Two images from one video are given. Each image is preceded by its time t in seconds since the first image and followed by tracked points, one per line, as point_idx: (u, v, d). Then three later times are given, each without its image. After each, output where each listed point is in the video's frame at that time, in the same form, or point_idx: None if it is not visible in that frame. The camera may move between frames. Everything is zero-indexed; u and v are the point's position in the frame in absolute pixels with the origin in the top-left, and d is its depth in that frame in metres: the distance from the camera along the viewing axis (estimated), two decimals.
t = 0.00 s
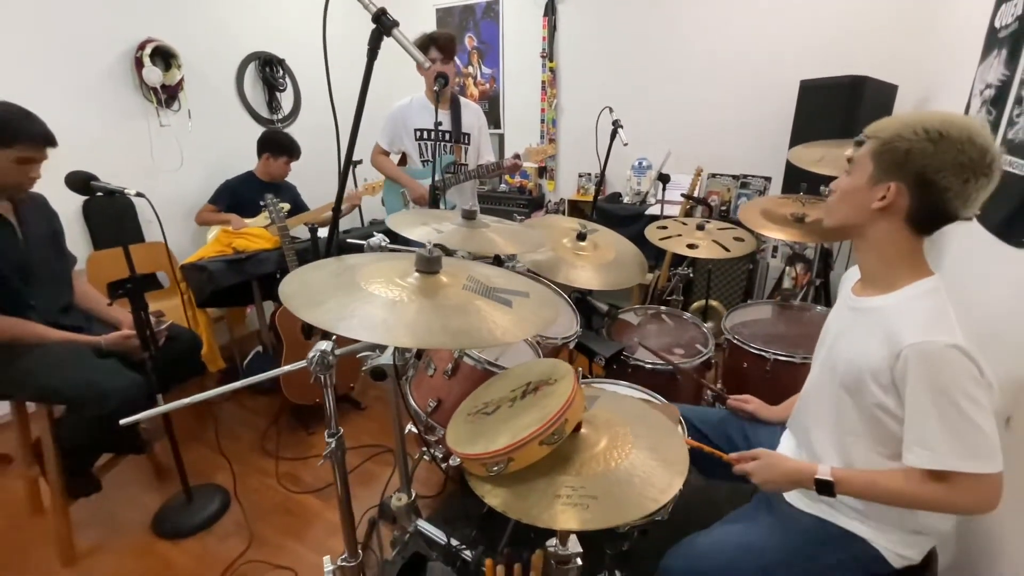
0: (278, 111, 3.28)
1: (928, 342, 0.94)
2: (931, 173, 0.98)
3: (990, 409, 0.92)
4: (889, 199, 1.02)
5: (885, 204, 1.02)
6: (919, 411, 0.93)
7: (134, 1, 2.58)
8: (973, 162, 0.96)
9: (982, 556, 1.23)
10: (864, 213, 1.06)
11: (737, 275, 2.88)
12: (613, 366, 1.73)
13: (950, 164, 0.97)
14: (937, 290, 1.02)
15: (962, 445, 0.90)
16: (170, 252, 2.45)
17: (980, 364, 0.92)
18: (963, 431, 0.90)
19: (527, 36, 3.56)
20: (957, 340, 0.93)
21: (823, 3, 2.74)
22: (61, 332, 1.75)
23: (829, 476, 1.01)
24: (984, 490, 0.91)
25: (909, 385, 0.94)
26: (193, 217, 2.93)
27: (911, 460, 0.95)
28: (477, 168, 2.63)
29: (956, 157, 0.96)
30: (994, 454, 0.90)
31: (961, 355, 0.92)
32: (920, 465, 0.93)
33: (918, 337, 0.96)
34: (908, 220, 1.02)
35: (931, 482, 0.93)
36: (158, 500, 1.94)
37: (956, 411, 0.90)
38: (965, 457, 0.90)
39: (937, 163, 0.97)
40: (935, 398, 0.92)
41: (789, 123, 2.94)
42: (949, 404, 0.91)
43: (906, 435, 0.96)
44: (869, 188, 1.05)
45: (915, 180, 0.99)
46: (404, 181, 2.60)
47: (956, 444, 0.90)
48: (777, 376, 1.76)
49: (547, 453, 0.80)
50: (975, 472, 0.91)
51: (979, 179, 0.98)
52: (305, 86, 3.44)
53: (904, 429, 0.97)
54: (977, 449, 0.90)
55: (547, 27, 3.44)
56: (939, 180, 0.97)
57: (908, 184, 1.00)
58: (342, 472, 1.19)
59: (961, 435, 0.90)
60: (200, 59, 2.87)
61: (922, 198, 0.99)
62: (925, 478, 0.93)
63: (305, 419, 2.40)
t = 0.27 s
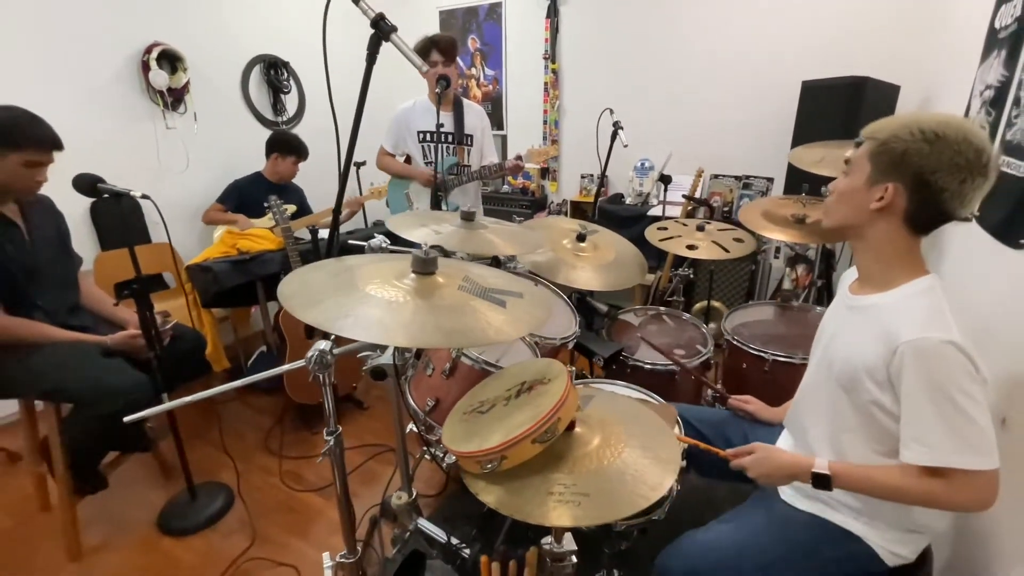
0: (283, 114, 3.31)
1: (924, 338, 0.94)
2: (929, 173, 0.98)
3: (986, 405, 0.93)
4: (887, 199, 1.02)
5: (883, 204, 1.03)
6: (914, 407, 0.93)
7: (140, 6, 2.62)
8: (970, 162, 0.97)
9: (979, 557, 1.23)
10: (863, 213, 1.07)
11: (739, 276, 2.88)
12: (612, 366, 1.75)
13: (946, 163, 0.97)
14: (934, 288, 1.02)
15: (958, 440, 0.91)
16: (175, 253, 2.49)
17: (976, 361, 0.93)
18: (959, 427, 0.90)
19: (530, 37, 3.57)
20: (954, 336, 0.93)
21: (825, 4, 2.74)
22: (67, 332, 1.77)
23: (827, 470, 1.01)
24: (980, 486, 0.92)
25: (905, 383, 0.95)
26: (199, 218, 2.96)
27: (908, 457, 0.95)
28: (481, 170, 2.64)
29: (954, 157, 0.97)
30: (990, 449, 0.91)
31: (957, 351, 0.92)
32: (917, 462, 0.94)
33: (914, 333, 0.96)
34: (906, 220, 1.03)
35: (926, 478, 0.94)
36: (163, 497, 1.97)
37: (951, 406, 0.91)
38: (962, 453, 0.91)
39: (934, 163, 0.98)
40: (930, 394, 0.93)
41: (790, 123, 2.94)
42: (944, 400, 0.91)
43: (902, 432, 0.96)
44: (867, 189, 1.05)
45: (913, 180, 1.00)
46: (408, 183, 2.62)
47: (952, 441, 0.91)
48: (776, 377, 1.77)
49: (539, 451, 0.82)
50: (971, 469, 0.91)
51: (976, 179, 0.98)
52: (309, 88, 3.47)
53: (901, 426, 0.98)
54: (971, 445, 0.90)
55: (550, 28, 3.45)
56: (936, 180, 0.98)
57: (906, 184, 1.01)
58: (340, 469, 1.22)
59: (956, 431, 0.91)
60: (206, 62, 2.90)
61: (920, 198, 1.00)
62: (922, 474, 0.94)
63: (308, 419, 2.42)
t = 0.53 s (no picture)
0: (288, 116, 3.33)
1: (913, 335, 0.95)
2: (925, 174, 0.99)
3: (978, 402, 0.94)
4: (883, 199, 1.03)
5: (880, 204, 1.04)
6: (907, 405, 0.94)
7: (147, 10, 2.65)
8: (966, 164, 0.98)
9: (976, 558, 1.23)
10: (859, 214, 1.07)
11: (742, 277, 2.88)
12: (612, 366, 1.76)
13: (942, 165, 0.98)
14: (925, 287, 1.03)
15: (953, 437, 0.91)
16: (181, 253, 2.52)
17: (966, 359, 0.94)
18: (951, 423, 0.91)
19: (533, 39, 3.59)
20: (943, 334, 0.95)
21: (827, 6, 2.75)
22: (74, 332, 1.80)
23: (824, 465, 1.00)
24: (977, 482, 0.92)
25: (898, 380, 0.96)
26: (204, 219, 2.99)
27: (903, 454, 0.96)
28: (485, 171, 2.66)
29: (950, 158, 0.98)
30: (986, 444, 0.91)
31: (946, 349, 0.93)
32: (915, 461, 0.94)
33: (905, 331, 0.97)
34: (902, 221, 1.04)
35: (918, 474, 0.94)
36: (168, 495, 2.00)
37: (944, 403, 0.92)
38: (955, 448, 0.91)
39: (930, 163, 0.99)
40: (921, 392, 0.94)
41: (793, 125, 2.94)
42: (937, 397, 0.92)
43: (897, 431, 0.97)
44: (863, 189, 1.06)
45: (909, 181, 1.01)
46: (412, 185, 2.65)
47: (945, 437, 0.92)
48: (775, 378, 1.77)
49: (534, 448, 0.84)
50: (964, 465, 0.91)
51: (972, 181, 0.99)
52: (314, 90, 3.49)
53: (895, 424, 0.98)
54: (965, 441, 0.91)
55: (553, 30, 3.47)
56: (931, 181, 0.99)
57: (902, 185, 1.01)
58: (340, 465, 1.25)
59: (950, 427, 0.91)
60: (212, 65, 2.94)
61: (916, 199, 1.00)
62: (918, 470, 0.94)
63: (312, 418, 2.45)
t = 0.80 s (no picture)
0: (293, 118, 3.36)
1: (893, 335, 0.97)
2: (910, 174, 1.00)
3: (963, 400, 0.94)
4: (870, 200, 1.04)
5: (866, 205, 1.05)
6: (891, 404, 0.96)
7: (153, 13, 2.68)
8: (950, 165, 0.99)
9: (973, 558, 1.24)
10: (848, 214, 1.09)
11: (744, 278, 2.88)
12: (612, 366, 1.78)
13: (927, 165, 0.99)
14: (910, 286, 1.05)
15: (938, 434, 0.92)
16: (187, 253, 2.55)
17: (951, 360, 0.95)
18: (931, 419, 0.92)
19: (537, 41, 3.61)
20: (923, 333, 0.96)
21: (828, 7, 2.75)
22: (82, 330, 1.83)
23: (817, 449, 1.03)
24: (963, 479, 0.93)
25: (881, 381, 0.97)
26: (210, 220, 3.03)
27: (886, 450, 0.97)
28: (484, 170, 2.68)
29: (935, 158, 0.99)
30: (973, 442, 0.92)
31: (929, 350, 0.94)
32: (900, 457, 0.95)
33: (885, 332, 0.99)
34: (889, 221, 1.05)
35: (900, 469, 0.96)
36: (173, 491, 2.03)
37: (928, 404, 0.93)
38: (937, 446, 0.92)
39: (915, 164, 1.00)
40: (906, 393, 0.94)
41: (795, 126, 2.95)
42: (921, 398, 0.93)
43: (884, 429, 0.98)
44: (851, 190, 1.08)
45: (895, 182, 1.02)
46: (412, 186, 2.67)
47: (927, 434, 0.93)
48: (774, 378, 1.78)
49: (529, 444, 0.86)
50: (949, 462, 0.92)
51: (957, 182, 1.00)
52: (319, 92, 3.52)
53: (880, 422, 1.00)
54: (950, 438, 0.92)
55: (555, 32, 3.48)
56: (916, 182, 1.00)
57: (888, 185, 1.03)
58: (340, 460, 1.27)
59: (935, 425, 0.92)
60: (218, 67, 2.97)
61: (902, 199, 1.02)
62: (905, 466, 0.95)
63: (315, 417, 2.47)
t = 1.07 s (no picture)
0: (296, 119, 3.38)
1: (902, 339, 0.97)
2: (900, 177, 1.02)
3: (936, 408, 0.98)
4: (861, 204, 1.05)
5: (857, 209, 1.06)
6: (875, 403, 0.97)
7: (159, 15, 2.71)
8: (938, 166, 1.01)
9: (969, 557, 1.24)
10: (839, 219, 1.10)
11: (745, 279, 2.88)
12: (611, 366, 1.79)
13: (916, 168, 1.01)
14: (909, 289, 1.06)
15: (905, 435, 0.96)
16: (192, 253, 2.57)
17: (942, 364, 0.97)
18: (912, 423, 0.95)
19: (539, 43, 3.63)
20: (925, 337, 0.97)
21: (830, 8, 2.75)
22: (88, 328, 1.85)
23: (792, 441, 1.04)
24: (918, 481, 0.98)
25: (877, 382, 0.97)
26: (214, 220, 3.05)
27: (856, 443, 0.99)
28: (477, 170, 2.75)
29: (922, 161, 1.01)
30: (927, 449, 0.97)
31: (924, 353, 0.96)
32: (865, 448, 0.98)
33: (889, 333, 0.99)
34: (880, 224, 1.06)
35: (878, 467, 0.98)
36: (177, 488, 2.05)
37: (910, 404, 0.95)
38: (908, 449, 0.96)
39: (904, 168, 1.01)
40: (896, 393, 0.96)
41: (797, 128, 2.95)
42: (905, 398, 0.96)
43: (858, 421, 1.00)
44: (842, 195, 1.08)
45: (884, 185, 1.03)
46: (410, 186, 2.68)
47: (904, 436, 0.96)
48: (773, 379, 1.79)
49: (523, 441, 0.87)
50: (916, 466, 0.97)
51: (945, 182, 1.02)
52: (322, 94, 3.55)
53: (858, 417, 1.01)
54: (914, 441, 0.96)
55: (557, 34, 3.50)
56: (907, 185, 1.01)
57: (878, 189, 1.04)
58: (340, 457, 1.28)
59: (906, 427, 0.95)
60: (223, 69, 3.00)
61: (892, 202, 1.03)
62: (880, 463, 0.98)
63: (318, 416, 2.49)
